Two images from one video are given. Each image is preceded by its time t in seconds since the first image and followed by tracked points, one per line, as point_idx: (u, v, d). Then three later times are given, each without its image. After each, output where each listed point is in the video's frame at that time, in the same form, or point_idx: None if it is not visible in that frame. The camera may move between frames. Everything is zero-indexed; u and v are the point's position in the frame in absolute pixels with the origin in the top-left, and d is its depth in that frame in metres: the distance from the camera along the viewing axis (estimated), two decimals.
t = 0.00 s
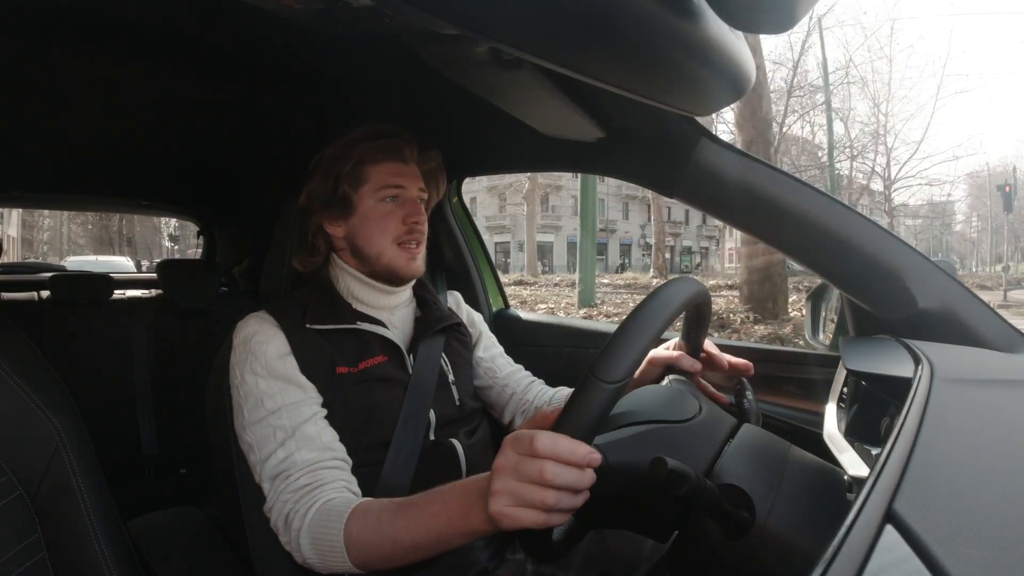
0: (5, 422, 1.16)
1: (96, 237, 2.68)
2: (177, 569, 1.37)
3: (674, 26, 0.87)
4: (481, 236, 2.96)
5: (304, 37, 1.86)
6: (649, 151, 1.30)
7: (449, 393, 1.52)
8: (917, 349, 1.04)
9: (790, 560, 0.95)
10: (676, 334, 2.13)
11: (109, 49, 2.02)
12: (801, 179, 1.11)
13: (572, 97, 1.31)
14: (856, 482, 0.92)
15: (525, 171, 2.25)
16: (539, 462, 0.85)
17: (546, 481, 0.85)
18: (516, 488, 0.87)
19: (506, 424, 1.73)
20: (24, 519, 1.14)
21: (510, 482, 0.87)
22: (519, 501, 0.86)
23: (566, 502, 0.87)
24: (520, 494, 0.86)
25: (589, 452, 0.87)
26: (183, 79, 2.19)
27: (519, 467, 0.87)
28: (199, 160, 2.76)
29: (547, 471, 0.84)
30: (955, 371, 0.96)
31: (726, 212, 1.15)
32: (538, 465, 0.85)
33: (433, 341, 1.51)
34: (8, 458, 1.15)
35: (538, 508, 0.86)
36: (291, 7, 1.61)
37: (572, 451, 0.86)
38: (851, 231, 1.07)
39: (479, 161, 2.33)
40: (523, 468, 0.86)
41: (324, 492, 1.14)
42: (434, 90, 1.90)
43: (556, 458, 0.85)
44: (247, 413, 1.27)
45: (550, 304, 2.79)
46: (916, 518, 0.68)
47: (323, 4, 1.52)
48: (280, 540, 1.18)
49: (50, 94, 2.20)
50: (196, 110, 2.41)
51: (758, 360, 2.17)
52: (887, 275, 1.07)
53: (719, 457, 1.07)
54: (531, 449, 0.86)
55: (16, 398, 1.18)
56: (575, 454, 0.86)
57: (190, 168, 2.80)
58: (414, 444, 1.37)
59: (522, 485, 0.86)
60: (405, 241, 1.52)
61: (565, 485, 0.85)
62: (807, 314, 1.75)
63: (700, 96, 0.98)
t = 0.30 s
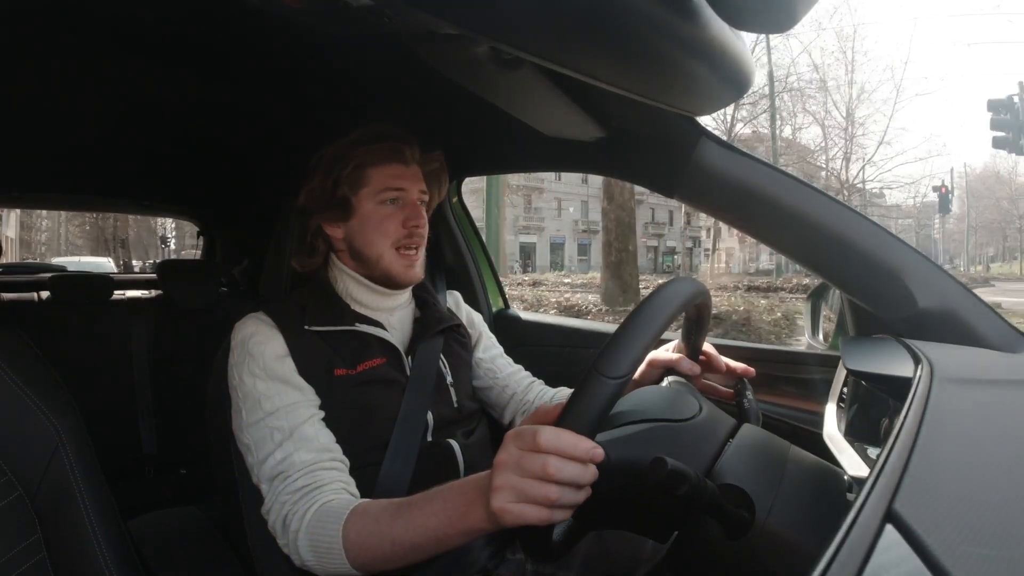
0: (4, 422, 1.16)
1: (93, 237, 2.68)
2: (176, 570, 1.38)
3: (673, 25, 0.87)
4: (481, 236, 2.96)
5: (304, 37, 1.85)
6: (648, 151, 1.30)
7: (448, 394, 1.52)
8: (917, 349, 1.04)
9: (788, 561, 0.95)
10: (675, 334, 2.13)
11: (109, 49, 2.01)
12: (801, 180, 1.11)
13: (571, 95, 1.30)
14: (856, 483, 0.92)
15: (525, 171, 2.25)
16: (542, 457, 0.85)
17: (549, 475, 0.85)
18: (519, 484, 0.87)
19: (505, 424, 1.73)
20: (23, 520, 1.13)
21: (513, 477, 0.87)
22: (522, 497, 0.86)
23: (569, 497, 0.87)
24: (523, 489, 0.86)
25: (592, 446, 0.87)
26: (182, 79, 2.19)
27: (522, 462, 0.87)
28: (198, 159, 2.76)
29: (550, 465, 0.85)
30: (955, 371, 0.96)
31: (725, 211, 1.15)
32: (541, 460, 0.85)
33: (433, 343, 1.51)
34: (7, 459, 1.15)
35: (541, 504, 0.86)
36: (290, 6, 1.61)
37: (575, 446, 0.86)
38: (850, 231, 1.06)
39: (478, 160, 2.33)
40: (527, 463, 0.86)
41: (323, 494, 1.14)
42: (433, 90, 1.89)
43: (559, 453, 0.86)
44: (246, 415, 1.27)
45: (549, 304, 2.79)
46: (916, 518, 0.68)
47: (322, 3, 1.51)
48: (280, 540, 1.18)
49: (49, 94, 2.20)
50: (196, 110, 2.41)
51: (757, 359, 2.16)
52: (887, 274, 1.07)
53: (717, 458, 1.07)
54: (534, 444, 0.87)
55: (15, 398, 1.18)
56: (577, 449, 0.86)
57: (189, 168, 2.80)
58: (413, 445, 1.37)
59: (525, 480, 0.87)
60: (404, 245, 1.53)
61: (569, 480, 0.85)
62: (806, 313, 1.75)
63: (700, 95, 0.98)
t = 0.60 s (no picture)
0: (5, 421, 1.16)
1: (91, 235, 2.61)
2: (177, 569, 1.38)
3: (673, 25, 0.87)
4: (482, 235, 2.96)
5: (304, 36, 1.85)
6: (649, 150, 1.30)
7: (449, 393, 1.52)
8: (918, 348, 1.04)
9: (788, 560, 0.95)
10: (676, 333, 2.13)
11: (109, 49, 2.01)
12: (802, 180, 1.11)
13: (572, 96, 1.31)
14: (857, 481, 0.92)
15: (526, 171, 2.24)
16: (541, 459, 0.85)
17: (547, 478, 0.85)
18: (518, 485, 0.87)
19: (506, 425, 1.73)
20: (24, 517, 1.13)
21: (512, 479, 0.87)
22: (521, 498, 0.86)
23: (567, 499, 0.87)
24: (521, 490, 0.86)
25: (591, 446, 0.87)
26: (182, 79, 2.19)
27: (521, 464, 0.87)
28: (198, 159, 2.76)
29: (549, 468, 0.85)
30: (955, 370, 0.96)
31: (725, 211, 1.15)
32: (540, 462, 0.85)
33: (435, 343, 1.51)
34: (9, 458, 1.15)
35: (539, 505, 0.86)
36: (290, 6, 1.61)
37: (574, 448, 0.86)
38: (850, 230, 1.06)
39: (479, 160, 2.33)
40: (525, 465, 0.86)
41: (326, 492, 1.14)
42: (434, 90, 1.89)
43: (558, 454, 0.86)
44: (250, 414, 1.27)
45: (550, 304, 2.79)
46: (916, 517, 0.69)
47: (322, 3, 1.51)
48: (282, 539, 1.18)
49: (49, 94, 2.20)
50: (197, 111, 2.42)
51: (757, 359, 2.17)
52: (887, 273, 1.07)
53: (719, 457, 1.07)
54: (532, 446, 0.87)
55: (15, 396, 1.18)
56: (576, 451, 0.86)
57: (190, 168, 2.80)
58: (415, 444, 1.37)
59: (525, 481, 0.87)
60: (416, 245, 1.54)
61: (568, 482, 0.85)
62: (807, 313, 1.75)
63: (701, 95, 0.98)
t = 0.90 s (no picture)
0: (5, 422, 1.16)
1: (87, 237, 2.62)
2: (177, 570, 1.38)
3: (673, 26, 0.87)
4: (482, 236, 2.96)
5: (305, 37, 1.85)
6: (649, 151, 1.30)
7: (450, 394, 1.52)
8: (919, 349, 1.04)
9: (789, 562, 0.95)
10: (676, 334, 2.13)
11: (110, 49, 2.01)
12: (801, 179, 1.11)
13: (571, 96, 1.31)
14: (857, 482, 0.92)
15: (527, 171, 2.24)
16: (541, 458, 0.86)
17: (548, 477, 0.85)
18: (519, 484, 0.87)
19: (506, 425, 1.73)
20: (24, 518, 1.13)
21: (511, 479, 0.87)
22: (523, 497, 0.86)
23: (568, 498, 0.87)
24: (522, 490, 0.86)
25: (593, 445, 0.87)
26: (182, 79, 2.19)
27: (521, 464, 0.87)
28: (197, 159, 2.76)
29: (548, 467, 0.85)
30: (956, 371, 0.95)
31: (726, 211, 1.15)
32: (540, 461, 0.85)
33: (436, 344, 1.51)
34: (8, 459, 1.15)
35: (540, 505, 0.86)
36: (290, 6, 1.61)
37: (574, 447, 0.86)
38: (851, 231, 1.06)
39: (479, 160, 2.33)
40: (525, 464, 0.86)
41: (327, 493, 1.14)
42: (434, 90, 1.89)
43: (559, 454, 0.86)
44: (249, 416, 1.27)
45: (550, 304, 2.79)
46: (917, 518, 0.68)
47: (322, 3, 1.51)
48: (284, 541, 1.18)
49: (49, 94, 2.20)
50: (197, 111, 2.42)
51: (758, 359, 2.16)
52: (888, 275, 1.07)
53: (719, 459, 1.07)
54: (532, 445, 0.87)
55: (14, 396, 1.18)
56: (577, 450, 0.86)
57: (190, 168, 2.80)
58: (415, 445, 1.37)
59: (525, 481, 0.86)
60: (438, 245, 1.58)
61: (569, 481, 0.85)
62: (807, 313, 1.75)
63: (701, 95, 0.98)
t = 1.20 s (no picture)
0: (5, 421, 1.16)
1: (85, 237, 2.63)
2: (176, 570, 1.38)
3: (673, 26, 0.87)
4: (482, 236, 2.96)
5: (305, 37, 1.85)
6: (648, 151, 1.30)
7: (450, 395, 1.52)
8: (918, 349, 1.04)
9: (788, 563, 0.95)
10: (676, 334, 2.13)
11: (110, 49, 2.01)
12: (802, 179, 1.11)
13: (570, 96, 1.31)
14: (857, 482, 0.92)
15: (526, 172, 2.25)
16: (550, 437, 0.86)
17: (558, 456, 0.85)
18: (527, 466, 0.87)
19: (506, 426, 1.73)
20: (24, 518, 1.14)
21: (519, 460, 0.87)
22: (530, 479, 0.86)
23: (577, 481, 0.87)
24: (530, 471, 0.86)
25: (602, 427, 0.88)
26: (181, 79, 2.19)
27: (528, 444, 0.87)
28: (197, 159, 2.76)
29: (558, 446, 0.85)
30: (955, 371, 0.95)
31: (725, 211, 1.15)
32: (549, 441, 0.86)
33: (437, 345, 1.51)
34: (9, 459, 1.15)
35: (548, 486, 0.86)
36: (290, 6, 1.61)
37: (583, 427, 0.86)
38: (850, 231, 1.06)
39: (479, 160, 2.33)
40: (533, 445, 0.87)
41: (328, 492, 1.14)
42: (434, 90, 1.89)
43: (566, 434, 0.86)
44: (249, 416, 1.27)
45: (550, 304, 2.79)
46: (916, 518, 0.69)
47: (322, 3, 1.51)
48: (282, 541, 1.18)
49: (50, 94, 2.20)
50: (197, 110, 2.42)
51: (758, 359, 2.16)
52: (887, 275, 1.06)
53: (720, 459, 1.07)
54: (542, 425, 0.87)
55: (13, 395, 1.19)
56: (586, 432, 0.86)
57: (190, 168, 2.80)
58: (415, 446, 1.37)
59: (533, 462, 0.87)
60: (433, 247, 1.57)
61: (577, 463, 0.85)
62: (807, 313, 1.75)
63: (700, 94, 0.98)
